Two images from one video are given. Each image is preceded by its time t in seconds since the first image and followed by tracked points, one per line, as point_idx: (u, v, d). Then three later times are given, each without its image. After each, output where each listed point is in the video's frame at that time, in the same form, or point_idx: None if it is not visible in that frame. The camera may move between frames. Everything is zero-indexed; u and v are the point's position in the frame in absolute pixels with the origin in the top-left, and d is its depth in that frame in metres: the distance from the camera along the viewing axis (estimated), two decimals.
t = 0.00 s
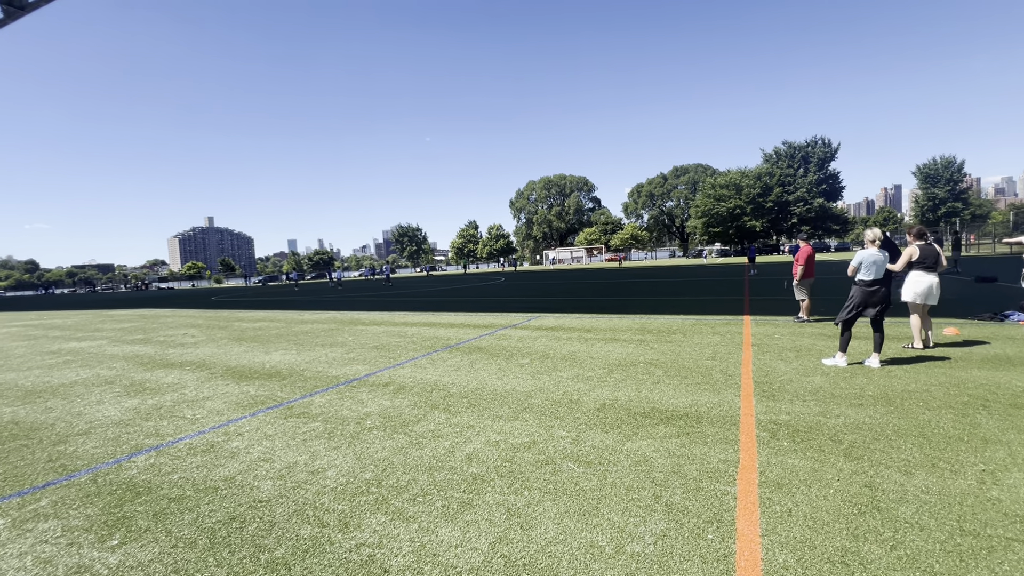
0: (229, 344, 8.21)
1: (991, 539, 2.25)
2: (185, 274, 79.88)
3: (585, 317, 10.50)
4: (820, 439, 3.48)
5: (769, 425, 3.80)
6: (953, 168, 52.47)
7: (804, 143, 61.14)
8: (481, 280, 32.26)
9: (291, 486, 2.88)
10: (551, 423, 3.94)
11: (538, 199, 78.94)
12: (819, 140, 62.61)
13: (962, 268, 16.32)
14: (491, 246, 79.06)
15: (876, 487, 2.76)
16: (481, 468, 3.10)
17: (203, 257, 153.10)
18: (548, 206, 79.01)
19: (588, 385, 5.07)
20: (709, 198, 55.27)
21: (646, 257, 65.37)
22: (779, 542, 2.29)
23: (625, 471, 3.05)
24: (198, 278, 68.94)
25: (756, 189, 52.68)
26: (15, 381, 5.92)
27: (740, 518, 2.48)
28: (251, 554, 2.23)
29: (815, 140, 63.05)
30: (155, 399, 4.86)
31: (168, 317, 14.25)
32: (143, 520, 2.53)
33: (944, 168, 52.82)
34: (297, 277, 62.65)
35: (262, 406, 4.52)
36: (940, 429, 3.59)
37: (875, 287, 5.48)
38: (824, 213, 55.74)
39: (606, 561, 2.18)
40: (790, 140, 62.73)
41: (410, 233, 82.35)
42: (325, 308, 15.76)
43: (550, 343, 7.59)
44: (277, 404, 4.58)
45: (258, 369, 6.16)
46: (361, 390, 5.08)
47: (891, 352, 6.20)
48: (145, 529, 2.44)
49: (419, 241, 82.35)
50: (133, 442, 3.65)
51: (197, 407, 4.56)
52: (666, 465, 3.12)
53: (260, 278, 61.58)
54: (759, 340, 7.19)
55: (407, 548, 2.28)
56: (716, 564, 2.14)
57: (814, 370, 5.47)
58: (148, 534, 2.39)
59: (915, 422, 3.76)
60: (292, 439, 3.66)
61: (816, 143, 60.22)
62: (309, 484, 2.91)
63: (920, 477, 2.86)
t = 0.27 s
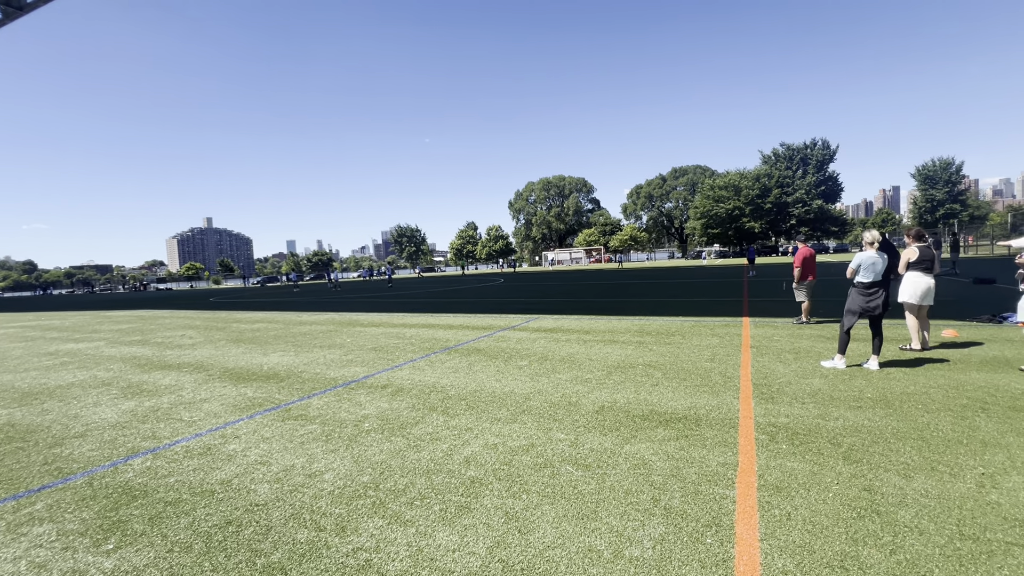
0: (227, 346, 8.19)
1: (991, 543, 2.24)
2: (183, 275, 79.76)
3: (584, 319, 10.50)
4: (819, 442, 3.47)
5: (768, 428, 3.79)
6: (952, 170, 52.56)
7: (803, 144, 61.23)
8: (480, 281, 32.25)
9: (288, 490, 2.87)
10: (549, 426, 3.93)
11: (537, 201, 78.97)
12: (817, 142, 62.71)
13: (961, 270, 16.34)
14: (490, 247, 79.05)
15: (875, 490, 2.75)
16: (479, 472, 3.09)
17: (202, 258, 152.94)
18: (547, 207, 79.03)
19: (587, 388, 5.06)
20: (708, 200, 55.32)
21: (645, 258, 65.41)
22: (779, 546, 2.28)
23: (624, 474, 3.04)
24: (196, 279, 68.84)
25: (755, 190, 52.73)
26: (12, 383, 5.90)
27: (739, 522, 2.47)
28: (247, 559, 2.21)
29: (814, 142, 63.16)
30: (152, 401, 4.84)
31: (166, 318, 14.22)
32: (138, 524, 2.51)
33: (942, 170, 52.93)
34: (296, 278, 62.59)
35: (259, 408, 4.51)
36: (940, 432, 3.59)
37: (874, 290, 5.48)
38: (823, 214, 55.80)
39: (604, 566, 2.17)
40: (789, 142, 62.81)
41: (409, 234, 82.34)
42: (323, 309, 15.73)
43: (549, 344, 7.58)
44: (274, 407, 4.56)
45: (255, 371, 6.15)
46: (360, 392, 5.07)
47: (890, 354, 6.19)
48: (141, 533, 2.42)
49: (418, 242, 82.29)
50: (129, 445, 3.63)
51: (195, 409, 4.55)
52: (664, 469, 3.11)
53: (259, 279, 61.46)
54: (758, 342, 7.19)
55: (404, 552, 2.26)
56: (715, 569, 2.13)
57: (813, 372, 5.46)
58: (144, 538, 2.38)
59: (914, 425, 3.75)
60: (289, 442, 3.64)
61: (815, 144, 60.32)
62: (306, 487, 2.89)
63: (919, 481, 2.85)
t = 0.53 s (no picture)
0: (226, 346, 8.17)
1: (993, 549, 2.22)
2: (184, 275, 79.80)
3: (584, 320, 10.48)
4: (819, 445, 3.45)
5: (769, 430, 3.77)
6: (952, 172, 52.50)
7: (804, 146, 61.19)
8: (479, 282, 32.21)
9: (285, 492, 2.85)
10: (548, 428, 3.91)
11: (537, 201, 78.96)
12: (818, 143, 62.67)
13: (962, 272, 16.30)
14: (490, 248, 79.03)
15: (876, 495, 2.73)
16: (478, 474, 3.07)
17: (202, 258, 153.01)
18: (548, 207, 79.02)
19: (586, 390, 5.04)
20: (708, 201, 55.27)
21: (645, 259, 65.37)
22: (779, 551, 2.26)
23: (623, 477, 3.02)
24: (196, 279, 68.82)
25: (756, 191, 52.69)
26: (10, 383, 5.88)
27: (739, 526, 2.45)
28: (243, 563, 2.20)
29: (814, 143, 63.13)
30: (150, 402, 4.83)
31: (165, 319, 14.20)
32: (134, 527, 2.50)
33: (943, 171, 52.86)
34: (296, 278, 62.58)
35: (257, 410, 4.49)
36: (941, 435, 3.57)
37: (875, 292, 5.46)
38: (823, 215, 55.73)
39: (603, 571, 2.15)
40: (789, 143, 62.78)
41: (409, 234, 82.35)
42: (323, 309, 15.71)
43: (548, 346, 7.56)
44: (273, 408, 4.55)
45: (254, 372, 6.13)
46: (358, 393, 5.05)
47: (891, 356, 6.17)
48: (136, 536, 2.40)
49: (418, 242, 82.30)
50: (126, 446, 3.62)
51: (193, 410, 4.53)
52: (664, 472, 3.09)
53: (259, 279, 61.44)
54: (759, 344, 7.17)
55: (401, 556, 2.25)
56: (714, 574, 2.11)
57: (813, 374, 5.44)
58: (139, 541, 2.36)
59: (915, 428, 3.73)
60: (287, 444, 3.62)
61: (816, 146, 60.28)
62: (303, 490, 2.87)
63: (921, 485, 2.83)
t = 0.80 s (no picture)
0: (226, 346, 8.16)
1: (998, 551, 2.20)
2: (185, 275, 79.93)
3: (585, 320, 10.46)
4: (821, 446, 3.43)
5: (770, 431, 3.75)
6: (954, 172, 52.35)
7: (805, 146, 61.05)
8: (480, 282, 32.19)
9: (284, 492, 2.84)
10: (549, 428, 3.90)
11: (538, 202, 78.92)
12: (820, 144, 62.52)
13: (965, 273, 16.24)
14: (491, 248, 79.04)
15: (879, 496, 2.71)
16: (477, 475, 3.06)
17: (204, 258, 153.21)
18: (549, 208, 78.97)
19: (587, 390, 5.03)
20: (709, 202, 55.18)
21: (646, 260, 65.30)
22: (781, 553, 2.24)
23: (624, 478, 3.00)
24: (198, 279, 68.91)
25: (757, 192, 52.59)
26: (10, 382, 5.88)
27: (740, 527, 2.43)
28: (241, 563, 2.18)
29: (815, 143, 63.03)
30: (150, 401, 4.82)
31: (166, 318, 14.19)
32: (131, 527, 2.48)
33: (945, 172, 52.72)
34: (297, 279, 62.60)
35: (257, 409, 4.48)
36: (943, 436, 3.54)
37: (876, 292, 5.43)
38: (825, 216, 55.60)
39: (603, 573, 2.13)
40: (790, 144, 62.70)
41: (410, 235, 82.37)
42: (324, 309, 15.70)
43: (549, 346, 7.55)
44: (272, 408, 4.54)
45: (254, 371, 6.13)
46: (358, 393, 5.03)
47: (892, 357, 6.14)
48: (134, 536, 2.39)
49: (419, 242, 82.34)
50: (125, 446, 3.60)
51: (192, 410, 4.52)
52: (665, 473, 3.07)
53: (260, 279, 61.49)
54: (760, 344, 7.14)
55: (400, 557, 2.23)
56: None
57: (815, 375, 5.42)
58: (136, 541, 2.35)
59: (918, 430, 3.70)
60: (286, 443, 3.61)
61: (817, 146, 60.18)
62: (302, 490, 2.86)
63: (924, 486, 2.81)
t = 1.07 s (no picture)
0: (227, 346, 8.17)
1: (1001, 553, 2.18)
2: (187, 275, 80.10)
3: (586, 320, 10.43)
4: (823, 448, 3.41)
5: (772, 432, 3.73)
6: (957, 173, 52.17)
7: (808, 147, 60.88)
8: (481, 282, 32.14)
9: (284, 492, 2.83)
10: (550, 429, 3.89)
11: (540, 202, 78.87)
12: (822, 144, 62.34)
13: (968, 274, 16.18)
14: (492, 249, 79.02)
15: (881, 498, 2.69)
16: (477, 475, 3.05)
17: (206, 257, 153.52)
18: (550, 208, 78.92)
19: (588, 390, 5.01)
20: (711, 202, 55.06)
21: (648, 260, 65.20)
22: (782, 555, 2.22)
23: (624, 479, 2.99)
24: (200, 279, 69.04)
25: (759, 192, 52.46)
26: (11, 381, 5.89)
27: (741, 529, 2.41)
28: (240, 564, 2.18)
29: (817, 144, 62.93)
30: (150, 401, 4.82)
31: (168, 318, 14.21)
32: (131, 526, 2.48)
33: (948, 172, 52.52)
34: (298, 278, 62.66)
35: (257, 409, 4.47)
36: (947, 438, 3.52)
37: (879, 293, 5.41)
38: (827, 216, 55.43)
39: (602, 574, 2.12)
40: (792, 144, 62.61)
41: (411, 235, 82.39)
42: (325, 309, 15.71)
43: (550, 346, 7.54)
44: (273, 407, 4.53)
45: (255, 371, 6.13)
46: (359, 393, 5.03)
47: (895, 358, 6.12)
48: (133, 536, 2.39)
49: (421, 243, 82.40)
50: (125, 446, 3.60)
51: (193, 409, 4.52)
52: (665, 474, 3.06)
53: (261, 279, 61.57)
54: (762, 345, 7.12)
55: (399, 558, 2.22)
56: None
57: (817, 375, 5.39)
58: (135, 541, 2.34)
59: (921, 431, 3.68)
60: (286, 443, 3.61)
61: (820, 146, 60.03)
62: (301, 490, 2.86)
63: (927, 488, 2.79)
